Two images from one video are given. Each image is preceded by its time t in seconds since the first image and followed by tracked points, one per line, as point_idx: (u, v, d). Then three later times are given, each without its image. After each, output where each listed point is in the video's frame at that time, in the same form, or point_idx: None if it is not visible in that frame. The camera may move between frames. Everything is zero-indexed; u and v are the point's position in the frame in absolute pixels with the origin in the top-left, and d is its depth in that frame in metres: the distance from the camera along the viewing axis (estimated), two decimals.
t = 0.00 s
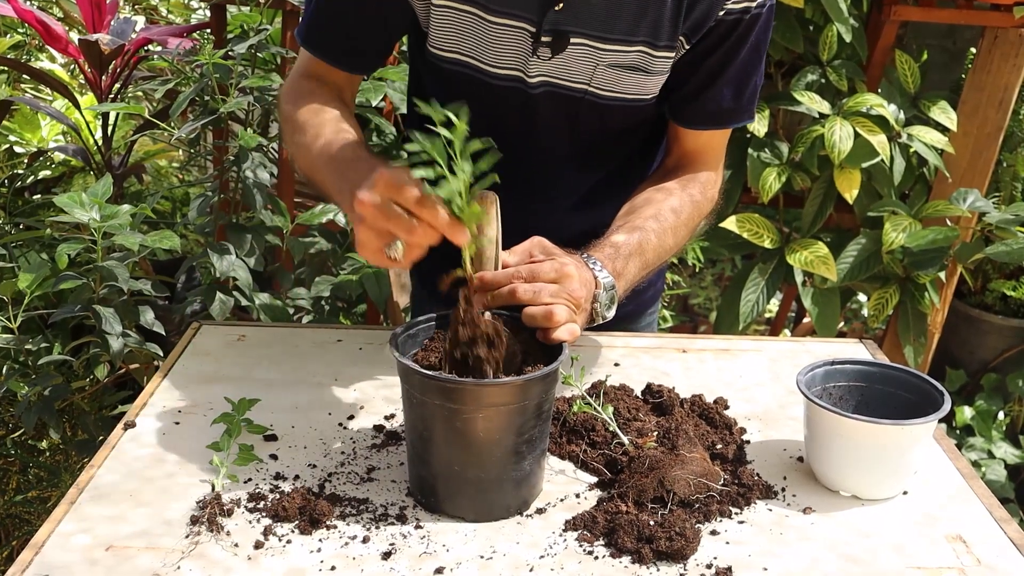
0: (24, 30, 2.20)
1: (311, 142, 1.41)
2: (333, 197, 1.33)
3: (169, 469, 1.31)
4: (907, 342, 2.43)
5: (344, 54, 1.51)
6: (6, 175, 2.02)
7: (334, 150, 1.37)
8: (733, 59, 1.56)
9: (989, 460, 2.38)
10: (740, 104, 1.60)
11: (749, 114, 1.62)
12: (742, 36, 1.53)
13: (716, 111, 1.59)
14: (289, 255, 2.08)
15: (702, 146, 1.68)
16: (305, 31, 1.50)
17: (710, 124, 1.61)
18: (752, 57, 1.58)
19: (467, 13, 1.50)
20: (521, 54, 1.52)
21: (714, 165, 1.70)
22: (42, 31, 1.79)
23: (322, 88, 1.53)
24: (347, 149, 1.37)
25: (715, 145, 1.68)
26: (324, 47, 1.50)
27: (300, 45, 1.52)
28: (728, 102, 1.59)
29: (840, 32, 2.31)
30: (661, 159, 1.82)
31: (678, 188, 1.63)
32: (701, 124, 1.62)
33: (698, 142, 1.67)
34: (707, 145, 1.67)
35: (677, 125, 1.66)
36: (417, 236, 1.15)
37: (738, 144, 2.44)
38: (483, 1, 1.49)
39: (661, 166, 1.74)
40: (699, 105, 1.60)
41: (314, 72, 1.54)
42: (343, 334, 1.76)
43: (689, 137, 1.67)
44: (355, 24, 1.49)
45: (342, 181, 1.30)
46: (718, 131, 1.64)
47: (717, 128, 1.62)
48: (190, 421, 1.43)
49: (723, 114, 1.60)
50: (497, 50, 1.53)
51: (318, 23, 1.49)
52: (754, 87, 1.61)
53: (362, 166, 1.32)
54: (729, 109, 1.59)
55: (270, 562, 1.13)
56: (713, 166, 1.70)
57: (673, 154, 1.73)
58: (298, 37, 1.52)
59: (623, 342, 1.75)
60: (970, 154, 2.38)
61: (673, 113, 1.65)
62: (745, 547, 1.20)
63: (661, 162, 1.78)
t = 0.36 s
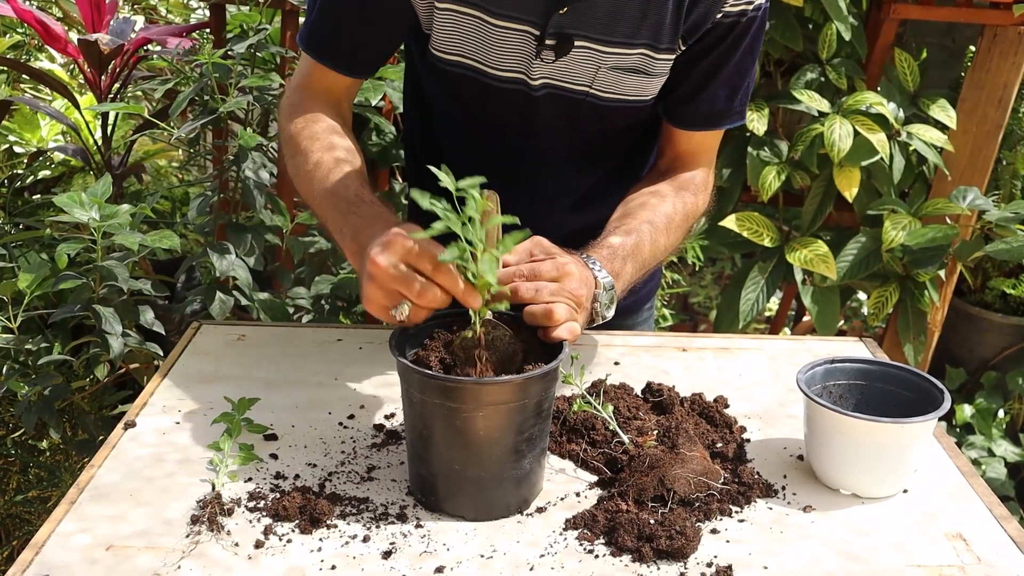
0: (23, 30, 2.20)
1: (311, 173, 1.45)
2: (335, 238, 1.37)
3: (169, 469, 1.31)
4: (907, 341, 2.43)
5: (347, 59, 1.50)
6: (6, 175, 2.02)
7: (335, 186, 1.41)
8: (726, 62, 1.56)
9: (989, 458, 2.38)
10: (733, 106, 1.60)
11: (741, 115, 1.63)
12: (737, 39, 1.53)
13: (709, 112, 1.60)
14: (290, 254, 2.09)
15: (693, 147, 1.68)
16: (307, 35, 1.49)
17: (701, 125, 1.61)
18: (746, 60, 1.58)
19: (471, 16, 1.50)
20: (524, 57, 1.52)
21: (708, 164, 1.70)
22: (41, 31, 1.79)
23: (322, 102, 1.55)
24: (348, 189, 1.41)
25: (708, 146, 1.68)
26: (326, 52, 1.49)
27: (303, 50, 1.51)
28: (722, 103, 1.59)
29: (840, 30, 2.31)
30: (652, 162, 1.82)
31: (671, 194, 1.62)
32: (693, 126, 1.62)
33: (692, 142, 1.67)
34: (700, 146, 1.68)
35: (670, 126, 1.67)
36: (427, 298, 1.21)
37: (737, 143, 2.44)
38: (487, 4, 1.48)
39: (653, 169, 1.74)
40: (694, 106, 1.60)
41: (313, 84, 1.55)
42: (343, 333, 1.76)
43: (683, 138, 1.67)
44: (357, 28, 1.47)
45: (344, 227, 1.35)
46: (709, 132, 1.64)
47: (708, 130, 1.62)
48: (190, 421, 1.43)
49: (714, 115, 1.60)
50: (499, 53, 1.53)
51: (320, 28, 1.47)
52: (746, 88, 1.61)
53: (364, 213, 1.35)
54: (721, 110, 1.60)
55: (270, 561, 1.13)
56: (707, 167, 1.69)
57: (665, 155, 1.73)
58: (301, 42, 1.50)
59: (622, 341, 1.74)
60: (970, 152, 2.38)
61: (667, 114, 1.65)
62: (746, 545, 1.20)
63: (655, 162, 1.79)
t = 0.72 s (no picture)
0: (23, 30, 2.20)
1: (314, 173, 1.46)
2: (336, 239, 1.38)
3: (169, 468, 1.31)
4: (907, 340, 2.43)
5: (348, 58, 1.50)
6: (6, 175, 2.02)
7: (337, 186, 1.42)
8: (723, 61, 1.56)
9: (989, 457, 2.37)
10: (729, 105, 1.61)
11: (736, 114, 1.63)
12: (735, 38, 1.53)
13: (706, 111, 1.60)
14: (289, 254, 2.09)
15: (691, 147, 1.68)
16: (308, 35, 1.49)
17: (697, 124, 1.62)
18: (743, 58, 1.58)
19: (472, 14, 1.50)
20: (524, 54, 1.52)
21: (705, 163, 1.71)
22: (41, 31, 1.79)
23: (325, 102, 1.55)
24: (349, 190, 1.42)
25: (706, 145, 1.69)
26: (327, 51, 1.49)
27: (304, 49, 1.51)
28: (719, 102, 1.59)
29: (839, 29, 2.32)
30: (648, 163, 1.82)
31: (669, 196, 1.62)
32: (689, 125, 1.63)
33: (690, 141, 1.67)
34: (700, 145, 1.68)
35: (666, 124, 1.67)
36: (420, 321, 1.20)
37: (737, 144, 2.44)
38: (488, 2, 1.48)
39: (652, 169, 1.74)
40: (691, 105, 1.60)
41: (315, 83, 1.55)
42: (343, 332, 1.76)
43: (681, 138, 1.67)
44: (358, 28, 1.47)
45: (345, 228, 1.36)
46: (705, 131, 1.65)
47: (704, 129, 1.63)
48: (190, 421, 1.43)
49: (710, 114, 1.60)
50: (499, 51, 1.53)
51: (321, 27, 1.47)
52: (742, 86, 1.61)
53: (366, 215, 1.36)
54: (718, 109, 1.60)
55: (269, 561, 1.13)
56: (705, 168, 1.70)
57: (664, 156, 1.73)
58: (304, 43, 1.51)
59: (621, 340, 1.74)
60: (970, 151, 2.38)
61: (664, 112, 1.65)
62: (745, 545, 1.20)
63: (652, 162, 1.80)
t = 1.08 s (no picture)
0: (22, 29, 2.20)
1: (307, 167, 1.43)
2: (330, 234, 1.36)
3: (168, 468, 1.31)
4: (907, 339, 2.43)
5: (344, 56, 1.49)
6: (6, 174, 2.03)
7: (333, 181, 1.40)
8: (723, 57, 1.56)
9: (989, 456, 2.37)
10: (728, 101, 1.61)
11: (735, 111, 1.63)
12: (733, 35, 1.52)
13: (704, 108, 1.60)
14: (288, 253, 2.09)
15: (692, 147, 1.68)
16: (305, 32, 1.48)
17: (694, 121, 1.62)
18: (741, 54, 1.58)
19: (471, 11, 1.50)
20: (523, 51, 1.52)
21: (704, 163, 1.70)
22: (40, 30, 1.79)
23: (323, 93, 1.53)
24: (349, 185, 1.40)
25: (706, 144, 1.69)
26: (324, 49, 1.48)
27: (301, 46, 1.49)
28: (718, 99, 1.59)
29: (839, 29, 2.32)
30: (644, 164, 1.83)
31: (667, 196, 1.62)
32: (687, 123, 1.63)
33: (689, 140, 1.67)
34: (699, 144, 1.67)
35: (665, 122, 1.67)
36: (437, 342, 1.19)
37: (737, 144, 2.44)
38: None
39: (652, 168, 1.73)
40: (689, 103, 1.60)
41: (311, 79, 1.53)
42: (342, 332, 1.76)
43: (681, 137, 1.67)
44: (358, 26, 1.47)
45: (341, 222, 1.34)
46: (703, 129, 1.65)
47: (702, 127, 1.63)
48: (189, 420, 1.43)
49: (709, 111, 1.60)
50: (499, 47, 1.52)
51: (319, 26, 1.47)
52: (741, 83, 1.61)
53: (366, 212, 1.36)
54: (717, 106, 1.60)
55: (269, 561, 1.13)
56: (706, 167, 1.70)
57: (662, 155, 1.72)
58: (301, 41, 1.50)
59: (621, 340, 1.74)
60: (969, 151, 2.38)
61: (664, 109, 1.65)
62: (745, 544, 1.20)
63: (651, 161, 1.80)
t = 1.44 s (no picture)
0: (22, 29, 2.20)
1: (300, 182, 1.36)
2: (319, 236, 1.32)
3: (168, 468, 1.31)
4: (907, 339, 2.43)
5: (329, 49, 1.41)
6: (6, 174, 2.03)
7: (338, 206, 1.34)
8: (722, 61, 1.57)
9: (989, 456, 2.37)
10: (728, 105, 1.61)
11: (735, 115, 1.63)
12: (733, 39, 1.53)
13: (704, 113, 1.61)
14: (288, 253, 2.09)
15: (691, 149, 1.68)
16: (293, 21, 1.39)
17: (694, 125, 1.63)
18: (742, 58, 1.58)
19: (470, 13, 1.50)
20: (521, 53, 1.52)
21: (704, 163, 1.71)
22: (40, 30, 1.79)
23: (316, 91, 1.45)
24: (339, 185, 1.37)
25: (706, 147, 1.69)
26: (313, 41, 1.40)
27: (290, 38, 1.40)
28: (718, 102, 1.60)
29: (838, 28, 2.32)
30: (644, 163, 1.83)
31: (666, 195, 1.63)
32: (687, 127, 1.64)
33: (689, 142, 1.68)
34: (699, 146, 1.68)
35: (665, 126, 1.68)
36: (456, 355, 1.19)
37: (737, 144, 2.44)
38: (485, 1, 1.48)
39: (652, 169, 1.74)
40: (689, 107, 1.61)
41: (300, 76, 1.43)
42: (342, 331, 1.76)
43: (680, 138, 1.67)
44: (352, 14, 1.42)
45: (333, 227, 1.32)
46: (704, 132, 1.65)
47: (703, 130, 1.64)
48: (190, 420, 1.43)
49: (709, 115, 1.61)
50: (498, 50, 1.52)
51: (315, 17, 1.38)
52: (741, 86, 1.62)
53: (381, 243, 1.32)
54: (717, 110, 1.61)
55: (268, 560, 1.13)
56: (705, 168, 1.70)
57: (663, 155, 1.74)
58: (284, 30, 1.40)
59: (621, 339, 1.75)
60: (969, 150, 2.38)
61: (664, 113, 1.66)
62: (744, 544, 1.20)
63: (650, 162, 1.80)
